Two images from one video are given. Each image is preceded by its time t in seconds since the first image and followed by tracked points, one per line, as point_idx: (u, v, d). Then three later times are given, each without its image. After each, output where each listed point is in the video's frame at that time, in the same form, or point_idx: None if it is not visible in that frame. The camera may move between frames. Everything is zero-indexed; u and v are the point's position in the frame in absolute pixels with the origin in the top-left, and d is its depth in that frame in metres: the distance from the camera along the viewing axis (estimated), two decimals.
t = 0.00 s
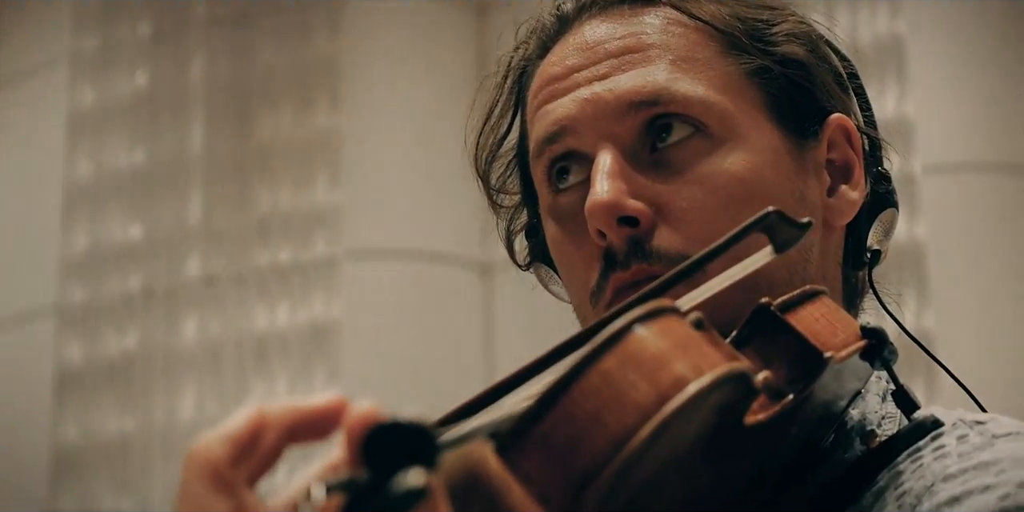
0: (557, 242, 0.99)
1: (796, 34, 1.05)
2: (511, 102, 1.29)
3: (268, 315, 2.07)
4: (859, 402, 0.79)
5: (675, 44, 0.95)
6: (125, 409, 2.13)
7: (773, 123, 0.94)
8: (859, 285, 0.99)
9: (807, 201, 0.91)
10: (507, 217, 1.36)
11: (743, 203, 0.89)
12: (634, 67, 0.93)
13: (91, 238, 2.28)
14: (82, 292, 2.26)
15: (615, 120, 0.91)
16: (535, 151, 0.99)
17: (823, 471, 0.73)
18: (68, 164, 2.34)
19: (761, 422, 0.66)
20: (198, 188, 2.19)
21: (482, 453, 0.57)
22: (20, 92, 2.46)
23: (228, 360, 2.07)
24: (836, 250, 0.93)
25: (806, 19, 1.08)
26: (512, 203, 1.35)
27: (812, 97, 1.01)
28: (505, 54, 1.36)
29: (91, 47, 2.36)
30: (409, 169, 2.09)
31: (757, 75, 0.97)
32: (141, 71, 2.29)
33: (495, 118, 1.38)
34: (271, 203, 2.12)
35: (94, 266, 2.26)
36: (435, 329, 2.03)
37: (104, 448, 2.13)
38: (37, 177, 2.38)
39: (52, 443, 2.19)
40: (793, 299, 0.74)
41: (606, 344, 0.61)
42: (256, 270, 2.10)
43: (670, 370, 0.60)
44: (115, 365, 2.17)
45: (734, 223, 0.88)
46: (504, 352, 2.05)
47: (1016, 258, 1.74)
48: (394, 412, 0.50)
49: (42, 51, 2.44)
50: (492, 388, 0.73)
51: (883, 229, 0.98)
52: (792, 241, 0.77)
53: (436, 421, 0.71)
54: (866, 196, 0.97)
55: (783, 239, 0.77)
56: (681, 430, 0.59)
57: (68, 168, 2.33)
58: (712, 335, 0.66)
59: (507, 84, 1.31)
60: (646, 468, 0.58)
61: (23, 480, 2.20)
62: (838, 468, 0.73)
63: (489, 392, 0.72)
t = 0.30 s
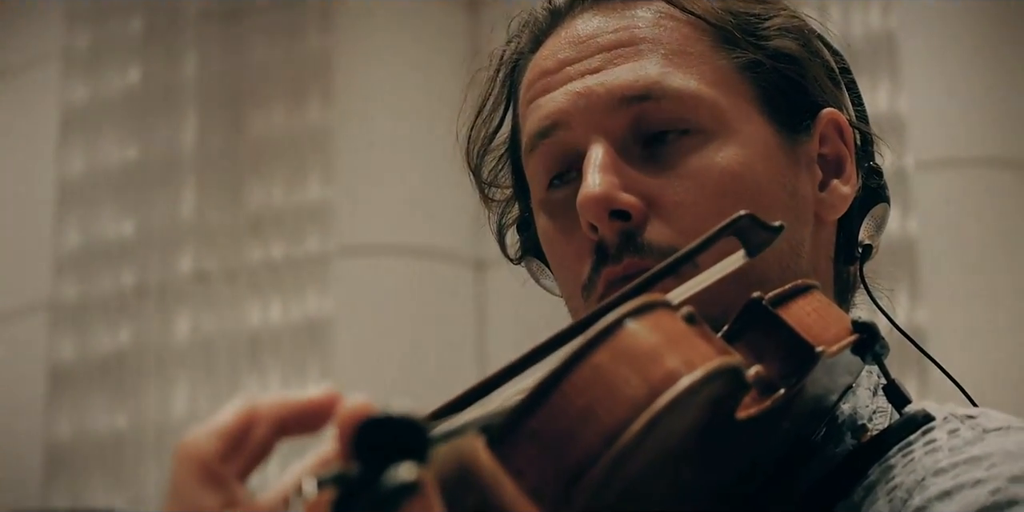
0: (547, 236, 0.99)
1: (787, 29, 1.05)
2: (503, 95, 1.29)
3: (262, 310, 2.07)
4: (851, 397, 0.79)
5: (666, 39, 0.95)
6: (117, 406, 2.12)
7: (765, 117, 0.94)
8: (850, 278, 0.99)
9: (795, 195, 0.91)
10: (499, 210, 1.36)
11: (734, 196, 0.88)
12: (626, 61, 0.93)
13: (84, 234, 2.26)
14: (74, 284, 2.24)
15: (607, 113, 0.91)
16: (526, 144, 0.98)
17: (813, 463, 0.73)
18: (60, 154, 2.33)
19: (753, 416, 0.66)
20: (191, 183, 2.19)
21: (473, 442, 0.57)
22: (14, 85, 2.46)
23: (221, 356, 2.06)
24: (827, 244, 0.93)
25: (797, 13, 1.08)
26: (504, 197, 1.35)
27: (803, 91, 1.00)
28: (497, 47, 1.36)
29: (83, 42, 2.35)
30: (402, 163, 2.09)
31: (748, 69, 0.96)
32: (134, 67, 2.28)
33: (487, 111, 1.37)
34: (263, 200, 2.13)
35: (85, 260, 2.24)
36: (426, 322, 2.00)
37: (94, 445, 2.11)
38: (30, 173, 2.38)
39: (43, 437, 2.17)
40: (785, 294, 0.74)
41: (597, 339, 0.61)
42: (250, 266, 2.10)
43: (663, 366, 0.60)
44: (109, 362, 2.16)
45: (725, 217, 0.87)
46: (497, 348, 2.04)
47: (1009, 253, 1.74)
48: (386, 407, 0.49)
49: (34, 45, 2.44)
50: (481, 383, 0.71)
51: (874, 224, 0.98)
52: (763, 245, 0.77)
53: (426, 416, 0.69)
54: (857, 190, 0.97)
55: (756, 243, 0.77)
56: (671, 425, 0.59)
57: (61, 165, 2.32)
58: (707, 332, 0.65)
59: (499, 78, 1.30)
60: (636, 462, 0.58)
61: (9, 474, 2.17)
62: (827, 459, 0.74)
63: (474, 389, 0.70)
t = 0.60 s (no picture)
0: (539, 233, 0.99)
1: (778, 25, 1.05)
2: (494, 92, 1.29)
3: (255, 308, 2.05)
4: (842, 393, 0.79)
5: (658, 36, 0.94)
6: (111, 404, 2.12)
7: (756, 114, 0.94)
8: (842, 274, 0.99)
9: (787, 193, 0.91)
10: (490, 206, 1.36)
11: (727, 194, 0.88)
12: (617, 59, 0.93)
13: (79, 232, 2.27)
14: (69, 286, 2.25)
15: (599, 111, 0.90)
16: (518, 141, 0.98)
17: (805, 461, 0.73)
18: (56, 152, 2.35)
19: (747, 414, 0.66)
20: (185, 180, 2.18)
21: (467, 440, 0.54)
22: (9, 83, 2.47)
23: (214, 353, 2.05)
24: (818, 240, 0.93)
25: (788, 9, 1.08)
26: (495, 193, 1.35)
27: (795, 88, 1.00)
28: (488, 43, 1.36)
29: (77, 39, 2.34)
30: (396, 160, 2.08)
31: (739, 67, 0.96)
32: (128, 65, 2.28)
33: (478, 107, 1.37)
34: (257, 197, 2.12)
35: (79, 260, 2.25)
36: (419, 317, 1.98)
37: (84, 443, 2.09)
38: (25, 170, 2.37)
39: (39, 437, 2.19)
40: (777, 291, 0.74)
41: (591, 336, 0.60)
42: (243, 262, 2.08)
43: (657, 364, 0.60)
44: (100, 358, 2.12)
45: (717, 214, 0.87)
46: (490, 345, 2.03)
47: (1001, 250, 1.74)
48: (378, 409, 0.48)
49: (30, 43, 2.44)
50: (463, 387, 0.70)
51: (864, 221, 0.99)
52: (737, 251, 0.79)
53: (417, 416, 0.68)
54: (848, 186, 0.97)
55: (728, 249, 0.79)
56: (665, 423, 0.59)
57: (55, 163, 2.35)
58: (699, 332, 0.65)
59: (491, 73, 1.30)
60: (630, 460, 0.58)
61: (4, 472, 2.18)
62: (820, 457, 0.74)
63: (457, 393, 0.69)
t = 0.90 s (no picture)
0: (535, 228, 0.98)
1: (775, 22, 1.04)
2: (490, 88, 1.29)
3: (251, 304, 2.06)
4: (838, 390, 0.79)
5: (656, 32, 0.94)
6: (108, 400, 2.12)
7: (753, 111, 0.93)
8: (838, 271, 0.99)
9: (785, 190, 0.90)
10: (488, 202, 1.35)
11: (723, 190, 0.87)
12: (615, 54, 0.92)
13: (74, 228, 2.27)
14: (65, 283, 2.25)
15: (596, 106, 0.90)
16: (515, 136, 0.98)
17: (802, 459, 0.73)
18: (49, 147, 2.33)
19: (743, 411, 0.66)
20: (180, 177, 2.18)
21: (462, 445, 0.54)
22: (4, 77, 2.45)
23: (210, 351, 2.06)
24: (814, 238, 0.93)
25: (785, 6, 1.07)
26: (492, 189, 1.34)
27: (793, 85, 0.99)
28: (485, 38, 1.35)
29: (73, 35, 2.34)
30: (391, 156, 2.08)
31: (737, 63, 0.96)
32: (124, 61, 2.28)
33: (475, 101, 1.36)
34: (251, 193, 2.12)
35: (74, 257, 2.25)
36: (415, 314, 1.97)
37: (85, 438, 2.12)
38: (19, 166, 2.37)
39: (35, 434, 2.20)
40: (771, 290, 0.74)
41: (586, 338, 0.60)
42: (238, 260, 2.09)
43: (652, 363, 0.59)
44: (98, 355, 2.16)
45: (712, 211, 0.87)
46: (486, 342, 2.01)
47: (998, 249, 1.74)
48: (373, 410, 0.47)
49: (22, 36, 2.42)
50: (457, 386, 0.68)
51: (860, 217, 0.98)
52: (727, 250, 0.79)
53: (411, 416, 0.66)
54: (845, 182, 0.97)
55: (718, 250, 0.79)
56: (662, 424, 0.59)
57: (50, 159, 2.33)
58: (697, 331, 0.64)
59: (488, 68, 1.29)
60: (629, 461, 0.58)
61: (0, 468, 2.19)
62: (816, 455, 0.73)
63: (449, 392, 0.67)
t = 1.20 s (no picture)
0: (534, 227, 0.98)
1: (776, 19, 1.04)
2: (490, 86, 1.28)
3: (250, 302, 2.06)
4: (837, 388, 0.79)
5: (655, 29, 0.93)
6: (105, 399, 2.12)
7: (753, 108, 0.93)
8: (838, 269, 0.99)
9: (785, 187, 0.90)
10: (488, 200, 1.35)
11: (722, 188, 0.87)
12: (614, 52, 0.92)
13: (71, 226, 2.26)
14: (62, 281, 2.25)
15: (596, 104, 0.90)
16: (515, 134, 0.98)
17: (800, 457, 0.73)
18: (47, 145, 2.33)
19: (742, 410, 0.66)
20: (178, 175, 2.18)
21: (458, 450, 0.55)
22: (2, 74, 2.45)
23: (208, 349, 2.06)
24: (813, 236, 0.93)
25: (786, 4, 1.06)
26: (491, 187, 1.34)
27: (793, 83, 0.99)
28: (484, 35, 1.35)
29: (71, 33, 2.33)
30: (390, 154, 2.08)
31: (737, 61, 0.95)
32: (122, 58, 2.27)
33: (474, 98, 1.36)
34: (250, 192, 2.11)
35: (72, 255, 2.25)
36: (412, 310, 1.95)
37: (83, 435, 2.12)
38: (17, 163, 2.37)
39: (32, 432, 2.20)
40: (771, 288, 0.74)
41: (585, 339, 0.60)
42: (237, 257, 2.09)
43: (652, 362, 0.59)
44: (96, 353, 2.16)
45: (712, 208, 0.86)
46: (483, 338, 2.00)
47: (996, 248, 1.74)
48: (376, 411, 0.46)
49: (21, 35, 2.42)
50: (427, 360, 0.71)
51: (860, 216, 0.99)
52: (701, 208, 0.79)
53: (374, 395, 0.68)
54: (845, 180, 0.97)
55: (692, 207, 0.78)
56: (661, 424, 0.59)
57: (47, 157, 2.32)
58: (695, 329, 0.64)
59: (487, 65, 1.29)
60: (629, 461, 0.58)
61: None
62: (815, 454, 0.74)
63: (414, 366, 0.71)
